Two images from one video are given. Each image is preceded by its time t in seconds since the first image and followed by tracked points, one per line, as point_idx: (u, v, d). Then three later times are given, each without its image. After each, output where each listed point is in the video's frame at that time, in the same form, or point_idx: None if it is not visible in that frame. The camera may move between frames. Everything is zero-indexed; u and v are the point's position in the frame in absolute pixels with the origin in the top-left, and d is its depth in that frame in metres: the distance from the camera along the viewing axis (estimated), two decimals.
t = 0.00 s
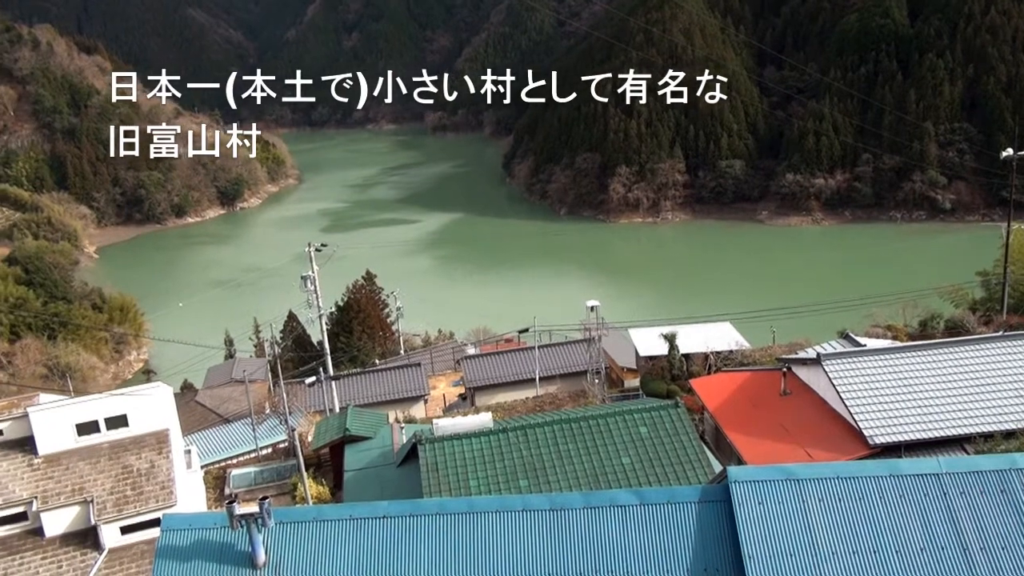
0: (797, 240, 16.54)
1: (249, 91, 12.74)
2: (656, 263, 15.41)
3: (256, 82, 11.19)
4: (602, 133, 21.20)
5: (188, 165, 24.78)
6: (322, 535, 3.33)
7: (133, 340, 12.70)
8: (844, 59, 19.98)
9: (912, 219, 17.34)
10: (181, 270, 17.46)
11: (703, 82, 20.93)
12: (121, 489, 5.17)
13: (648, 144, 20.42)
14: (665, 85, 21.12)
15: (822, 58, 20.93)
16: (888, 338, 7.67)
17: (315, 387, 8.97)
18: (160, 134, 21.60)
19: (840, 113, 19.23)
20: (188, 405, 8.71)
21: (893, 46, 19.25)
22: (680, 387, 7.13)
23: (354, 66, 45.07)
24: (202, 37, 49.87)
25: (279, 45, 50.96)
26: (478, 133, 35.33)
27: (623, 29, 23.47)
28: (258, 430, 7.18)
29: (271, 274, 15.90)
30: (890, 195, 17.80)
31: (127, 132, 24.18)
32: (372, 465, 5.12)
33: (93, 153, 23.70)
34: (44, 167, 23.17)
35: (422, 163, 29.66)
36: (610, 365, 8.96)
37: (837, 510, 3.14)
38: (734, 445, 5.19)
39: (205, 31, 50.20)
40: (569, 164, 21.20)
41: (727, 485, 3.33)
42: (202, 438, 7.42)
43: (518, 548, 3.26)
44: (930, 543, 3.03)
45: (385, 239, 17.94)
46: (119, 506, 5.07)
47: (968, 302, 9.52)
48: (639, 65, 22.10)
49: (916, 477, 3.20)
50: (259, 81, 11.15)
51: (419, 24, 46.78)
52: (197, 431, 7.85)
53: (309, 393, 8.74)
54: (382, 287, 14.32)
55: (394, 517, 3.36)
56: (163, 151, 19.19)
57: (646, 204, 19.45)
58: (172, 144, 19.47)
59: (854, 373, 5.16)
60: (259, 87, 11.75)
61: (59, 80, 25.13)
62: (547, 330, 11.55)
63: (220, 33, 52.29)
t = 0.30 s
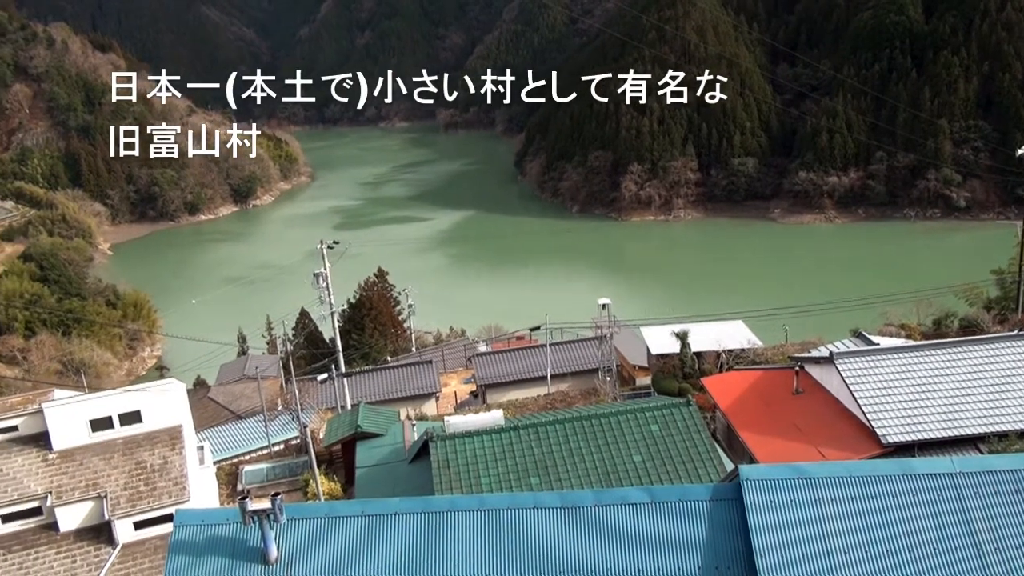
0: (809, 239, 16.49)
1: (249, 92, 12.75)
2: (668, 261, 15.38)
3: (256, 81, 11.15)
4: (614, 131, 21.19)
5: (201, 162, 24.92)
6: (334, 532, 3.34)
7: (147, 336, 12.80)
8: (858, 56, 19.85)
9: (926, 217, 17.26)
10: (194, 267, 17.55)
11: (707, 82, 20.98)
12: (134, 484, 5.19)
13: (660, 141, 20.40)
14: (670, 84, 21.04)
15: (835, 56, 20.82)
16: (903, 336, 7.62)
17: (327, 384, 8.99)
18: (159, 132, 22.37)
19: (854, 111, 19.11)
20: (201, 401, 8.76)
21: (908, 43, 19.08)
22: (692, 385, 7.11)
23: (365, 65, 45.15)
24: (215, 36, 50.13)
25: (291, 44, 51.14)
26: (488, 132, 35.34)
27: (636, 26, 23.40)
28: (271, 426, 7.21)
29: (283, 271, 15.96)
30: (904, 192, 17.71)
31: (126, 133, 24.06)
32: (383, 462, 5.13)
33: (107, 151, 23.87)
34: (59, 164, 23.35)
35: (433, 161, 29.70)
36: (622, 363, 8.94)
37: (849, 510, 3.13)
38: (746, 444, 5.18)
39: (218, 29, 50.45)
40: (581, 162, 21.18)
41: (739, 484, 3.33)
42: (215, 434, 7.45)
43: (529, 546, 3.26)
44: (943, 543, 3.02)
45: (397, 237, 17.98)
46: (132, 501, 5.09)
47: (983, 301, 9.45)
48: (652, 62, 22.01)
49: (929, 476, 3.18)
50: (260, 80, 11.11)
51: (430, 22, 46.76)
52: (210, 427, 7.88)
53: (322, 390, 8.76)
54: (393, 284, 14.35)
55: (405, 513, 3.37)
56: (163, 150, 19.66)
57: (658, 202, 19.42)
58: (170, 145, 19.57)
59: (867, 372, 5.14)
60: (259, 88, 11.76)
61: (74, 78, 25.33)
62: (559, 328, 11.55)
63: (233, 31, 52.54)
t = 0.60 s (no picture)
0: (822, 237, 16.45)
1: (248, 92, 12.82)
2: (680, 259, 15.35)
3: (255, 81, 11.02)
4: (626, 128, 21.17)
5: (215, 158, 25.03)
6: (344, 528, 3.35)
7: (160, 331, 12.88)
8: (872, 54, 19.72)
9: (940, 217, 17.19)
10: (207, 262, 17.64)
11: (706, 82, 21.03)
12: (146, 478, 5.22)
13: (672, 139, 20.38)
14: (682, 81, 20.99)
15: (848, 55, 20.70)
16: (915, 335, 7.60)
17: (338, 379, 9.02)
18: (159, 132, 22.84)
19: (867, 109, 18.98)
20: (213, 396, 8.81)
21: (922, 41, 18.93)
22: (703, 383, 7.11)
23: (376, 62, 45.21)
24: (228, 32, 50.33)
25: (303, 41, 51.29)
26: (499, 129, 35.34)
27: (648, 23, 23.34)
28: (282, 422, 7.24)
29: (295, 267, 16.01)
30: (918, 191, 17.64)
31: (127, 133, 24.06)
32: (393, 458, 5.14)
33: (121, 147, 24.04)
34: (74, 160, 23.53)
35: (444, 158, 29.74)
36: (633, 361, 8.93)
37: (861, 511, 3.11)
38: (757, 443, 5.16)
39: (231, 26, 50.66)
40: (593, 160, 21.18)
41: (749, 483, 3.31)
42: (227, 429, 7.49)
43: (538, 545, 3.25)
44: (955, 544, 3.00)
45: (409, 233, 18.02)
46: (144, 495, 5.12)
47: (997, 300, 9.40)
48: (664, 59, 21.87)
49: (942, 476, 3.16)
50: (260, 81, 11.04)
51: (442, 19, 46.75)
52: (221, 422, 7.92)
53: (333, 385, 8.79)
54: (405, 280, 14.39)
55: (415, 509, 3.37)
56: (163, 150, 20.29)
57: (670, 199, 19.40)
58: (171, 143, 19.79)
59: (879, 372, 5.11)
60: (259, 88, 11.85)
61: (89, 75, 25.53)
62: (569, 326, 11.54)
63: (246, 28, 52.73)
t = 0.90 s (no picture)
0: (836, 236, 16.39)
1: (248, 92, 12.80)
2: (692, 257, 15.30)
3: (257, 81, 10.99)
4: (639, 126, 21.13)
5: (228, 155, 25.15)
6: (355, 523, 3.36)
7: (173, 327, 12.93)
8: (887, 52, 19.58)
9: (955, 217, 17.07)
10: (220, 258, 17.72)
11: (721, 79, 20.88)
12: (160, 473, 5.25)
13: (686, 137, 20.32)
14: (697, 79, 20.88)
15: (863, 53, 20.56)
16: (931, 336, 7.55)
17: (350, 376, 9.05)
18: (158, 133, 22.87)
19: (882, 108, 18.85)
20: (226, 391, 8.85)
21: (939, 39, 18.78)
22: (715, 383, 7.09)
23: (389, 59, 45.25)
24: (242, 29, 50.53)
25: (316, 37, 51.41)
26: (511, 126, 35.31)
27: (662, 21, 23.27)
28: (294, 418, 7.26)
29: (308, 263, 16.05)
30: (933, 191, 17.52)
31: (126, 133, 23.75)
32: (405, 454, 5.15)
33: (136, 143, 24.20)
34: (89, 156, 23.69)
35: (456, 155, 29.74)
36: (645, 360, 8.91)
37: (874, 511, 3.10)
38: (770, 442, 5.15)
39: (245, 22, 50.86)
40: (606, 158, 21.15)
41: (761, 482, 3.31)
42: (239, 424, 7.52)
43: (548, 543, 3.25)
44: (970, 545, 2.98)
45: (422, 230, 18.04)
46: (158, 489, 5.15)
47: (1013, 301, 9.32)
48: (678, 57, 21.69)
49: (956, 478, 3.15)
50: (260, 81, 11.00)
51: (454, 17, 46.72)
52: (235, 418, 7.96)
53: (345, 382, 8.82)
54: (417, 277, 14.42)
55: (427, 506, 3.38)
56: (162, 149, 20.94)
57: (683, 198, 19.36)
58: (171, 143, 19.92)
59: (893, 372, 5.09)
60: (259, 88, 11.90)
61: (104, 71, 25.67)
62: (581, 324, 11.53)
63: (260, 24, 52.91)
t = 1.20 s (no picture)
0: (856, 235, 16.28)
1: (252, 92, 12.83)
2: (710, 256, 15.24)
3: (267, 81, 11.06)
4: (658, 124, 21.11)
5: (248, 151, 25.29)
6: (371, 519, 3.36)
7: (192, 321, 13.02)
8: (909, 49, 19.38)
9: (978, 216, 16.90)
10: (239, 254, 17.84)
11: (740, 77, 20.75)
12: (178, 466, 5.29)
13: (704, 136, 20.27)
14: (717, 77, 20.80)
15: (885, 51, 20.36)
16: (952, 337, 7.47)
17: (367, 371, 9.07)
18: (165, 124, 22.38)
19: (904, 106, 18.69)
20: (245, 386, 8.92)
21: (962, 37, 18.58)
22: (732, 382, 7.05)
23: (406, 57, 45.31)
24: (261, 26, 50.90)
25: (334, 35, 51.67)
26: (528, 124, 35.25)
27: (682, 18, 23.16)
28: (311, 413, 7.30)
29: (326, 260, 16.11)
30: (955, 190, 17.35)
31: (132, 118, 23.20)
32: (421, 450, 5.16)
33: (157, 138, 24.34)
34: (110, 151, 23.92)
35: (473, 153, 29.77)
36: (662, 358, 8.87)
37: (892, 512, 3.08)
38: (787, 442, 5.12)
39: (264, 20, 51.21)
40: (624, 155, 21.12)
41: (778, 482, 3.29)
42: (257, 419, 7.57)
43: (563, 541, 3.25)
44: (990, 549, 2.96)
45: (439, 227, 18.08)
46: (176, 483, 5.19)
47: None
48: (697, 54, 21.47)
49: (977, 480, 3.12)
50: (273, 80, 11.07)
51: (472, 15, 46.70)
52: (253, 412, 8.01)
53: (362, 377, 8.85)
54: (434, 274, 14.46)
55: (442, 503, 3.38)
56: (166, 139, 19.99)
57: (701, 196, 19.36)
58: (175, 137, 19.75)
59: (913, 372, 5.04)
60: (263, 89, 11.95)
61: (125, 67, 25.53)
62: (598, 321, 11.52)
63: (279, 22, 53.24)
